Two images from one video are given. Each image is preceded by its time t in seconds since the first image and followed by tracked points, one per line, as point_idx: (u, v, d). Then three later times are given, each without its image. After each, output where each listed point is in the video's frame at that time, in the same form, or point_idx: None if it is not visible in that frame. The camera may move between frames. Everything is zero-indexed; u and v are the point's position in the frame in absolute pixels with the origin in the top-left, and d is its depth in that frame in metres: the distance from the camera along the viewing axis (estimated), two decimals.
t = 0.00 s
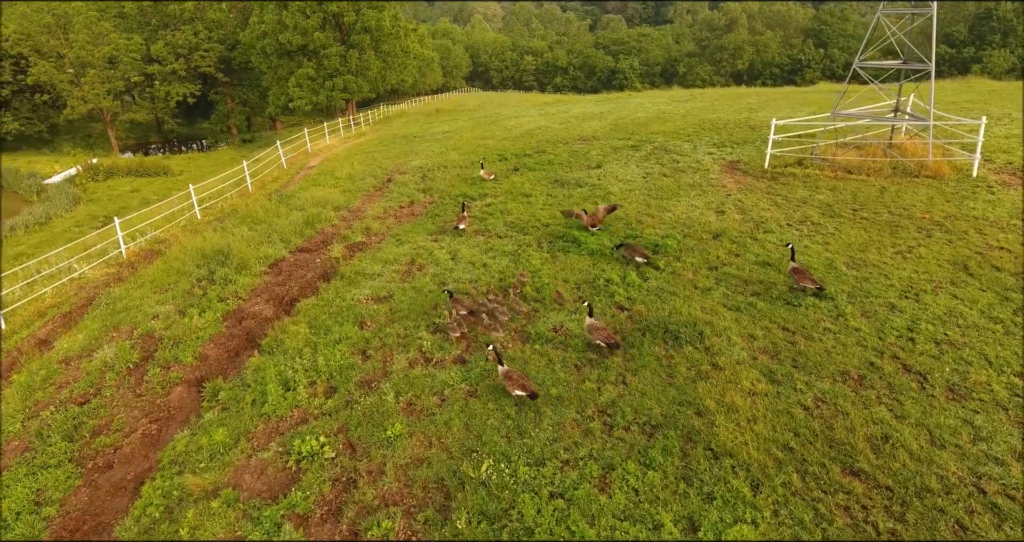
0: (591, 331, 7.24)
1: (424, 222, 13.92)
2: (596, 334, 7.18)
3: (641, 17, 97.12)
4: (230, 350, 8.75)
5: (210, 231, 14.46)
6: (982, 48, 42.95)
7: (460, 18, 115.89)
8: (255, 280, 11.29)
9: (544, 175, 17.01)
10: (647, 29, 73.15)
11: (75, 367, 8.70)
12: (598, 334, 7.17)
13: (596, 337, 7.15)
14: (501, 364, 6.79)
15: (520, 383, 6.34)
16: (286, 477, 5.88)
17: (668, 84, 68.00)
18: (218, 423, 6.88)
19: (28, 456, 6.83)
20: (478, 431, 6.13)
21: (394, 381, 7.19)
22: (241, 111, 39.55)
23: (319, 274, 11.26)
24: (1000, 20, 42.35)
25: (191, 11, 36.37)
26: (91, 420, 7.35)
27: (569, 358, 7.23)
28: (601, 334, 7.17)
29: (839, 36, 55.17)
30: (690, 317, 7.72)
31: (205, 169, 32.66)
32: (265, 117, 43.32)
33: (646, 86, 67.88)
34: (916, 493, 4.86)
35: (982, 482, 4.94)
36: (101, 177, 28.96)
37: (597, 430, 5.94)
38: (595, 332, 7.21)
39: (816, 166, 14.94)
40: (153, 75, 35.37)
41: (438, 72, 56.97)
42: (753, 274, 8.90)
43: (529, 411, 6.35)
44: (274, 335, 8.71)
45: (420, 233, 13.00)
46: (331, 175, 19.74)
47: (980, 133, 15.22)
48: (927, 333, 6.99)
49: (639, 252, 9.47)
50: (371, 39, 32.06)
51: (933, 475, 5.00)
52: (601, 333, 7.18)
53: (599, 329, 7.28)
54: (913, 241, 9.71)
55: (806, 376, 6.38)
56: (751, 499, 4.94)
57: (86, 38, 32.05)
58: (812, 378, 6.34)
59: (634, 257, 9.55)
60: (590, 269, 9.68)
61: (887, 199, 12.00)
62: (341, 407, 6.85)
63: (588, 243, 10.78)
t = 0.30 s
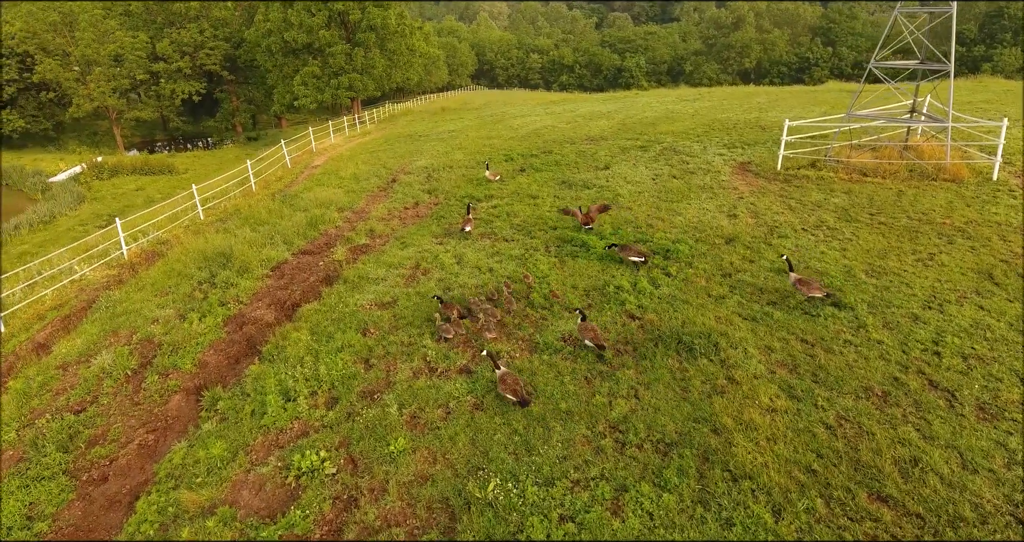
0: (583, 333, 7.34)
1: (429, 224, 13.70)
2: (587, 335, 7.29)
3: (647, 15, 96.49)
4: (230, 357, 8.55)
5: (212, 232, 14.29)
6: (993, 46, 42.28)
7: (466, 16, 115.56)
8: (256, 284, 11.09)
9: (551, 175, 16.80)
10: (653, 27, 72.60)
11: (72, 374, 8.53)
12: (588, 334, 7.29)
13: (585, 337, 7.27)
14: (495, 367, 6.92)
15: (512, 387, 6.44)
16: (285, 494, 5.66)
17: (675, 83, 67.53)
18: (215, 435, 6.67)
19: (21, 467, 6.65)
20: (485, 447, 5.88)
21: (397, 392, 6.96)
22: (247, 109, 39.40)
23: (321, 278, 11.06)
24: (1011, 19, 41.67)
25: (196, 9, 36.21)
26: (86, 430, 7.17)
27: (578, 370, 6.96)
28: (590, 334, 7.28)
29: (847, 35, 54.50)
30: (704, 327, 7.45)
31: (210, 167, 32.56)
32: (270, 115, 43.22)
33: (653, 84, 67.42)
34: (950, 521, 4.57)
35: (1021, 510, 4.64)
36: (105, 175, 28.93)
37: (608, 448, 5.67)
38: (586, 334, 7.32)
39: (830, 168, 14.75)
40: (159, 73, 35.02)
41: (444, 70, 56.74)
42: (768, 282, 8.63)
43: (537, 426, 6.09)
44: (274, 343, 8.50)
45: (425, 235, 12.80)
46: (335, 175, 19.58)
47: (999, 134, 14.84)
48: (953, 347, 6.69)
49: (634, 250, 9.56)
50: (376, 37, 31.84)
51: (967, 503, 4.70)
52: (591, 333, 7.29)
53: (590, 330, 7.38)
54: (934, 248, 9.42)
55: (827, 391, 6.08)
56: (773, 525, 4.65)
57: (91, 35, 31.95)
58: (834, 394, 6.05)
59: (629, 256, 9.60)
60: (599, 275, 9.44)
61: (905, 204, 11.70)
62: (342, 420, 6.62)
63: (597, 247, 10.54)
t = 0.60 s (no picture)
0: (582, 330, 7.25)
1: (432, 222, 13.44)
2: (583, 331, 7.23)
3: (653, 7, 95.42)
4: (228, 361, 8.33)
5: (212, 229, 14.07)
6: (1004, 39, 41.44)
7: (470, 8, 114.59)
8: (256, 283, 10.87)
9: (557, 172, 16.49)
10: (659, 19, 71.77)
11: (67, 377, 8.34)
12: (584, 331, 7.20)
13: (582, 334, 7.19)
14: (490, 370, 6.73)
15: (507, 389, 6.26)
16: (283, 510, 5.43)
17: (680, 76, 66.85)
18: (211, 445, 6.45)
19: (13, 476, 6.48)
20: (490, 463, 5.63)
21: (399, 401, 6.71)
22: (250, 103, 38.98)
23: (322, 279, 10.82)
24: None
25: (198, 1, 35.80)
26: (80, 438, 6.97)
27: (587, 380, 6.69)
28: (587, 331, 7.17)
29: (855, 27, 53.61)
30: (718, 334, 7.17)
31: (212, 161, 32.34)
32: (273, 108, 42.90)
33: (658, 77, 66.75)
34: None
35: None
36: (107, 169, 28.74)
37: (620, 464, 5.41)
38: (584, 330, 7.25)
39: (843, 166, 14.40)
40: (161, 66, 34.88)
41: (447, 63, 56.22)
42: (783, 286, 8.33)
43: (545, 439, 5.82)
44: (273, 347, 8.27)
45: (428, 234, 12.55)
46: (338, 170, 19.33)
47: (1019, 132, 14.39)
48: (981, 358, 6.38)
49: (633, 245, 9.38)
50: (379, 30, 31.43)
51: (1006, 532, 4.41)
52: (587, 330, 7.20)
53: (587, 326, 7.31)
54: (955, 252, 9.07)
55: (849, 406, 5.79)
56: None
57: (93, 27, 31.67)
58: (858, 409, 5.75)
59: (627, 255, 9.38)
60: (607, 278, 9.17)
61: (923, 204, 11.35)
62: (342, 430, 6.38)
63: (605, 248, 10.25)
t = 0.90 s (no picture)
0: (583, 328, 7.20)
1: (435, 221, 13.13)
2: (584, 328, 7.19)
3: None
4: (224, 368, 8.08)
5: (211, 227, 13.79)
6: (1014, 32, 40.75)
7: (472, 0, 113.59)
8: (254, 285, 10.60)
9: (562, 169, 16.15)
10: (663, 12, 70.97)
11: (59, 383, 8.10)
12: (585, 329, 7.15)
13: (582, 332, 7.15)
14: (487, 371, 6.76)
15: (502, 388, 6.29)
16: (278, 530, 5.17)
17: (684, 69, 66.11)
18: (204, 459, 6.19)
19: None
20: (496, 482, 5.35)
21: (400, 413, 6.44)
22: (250, 96, 38.67)
23: (322, 280, 10.55)
24: None
25: None
26: (70, 449, 6.73)
27: (596, 392, 6.40)
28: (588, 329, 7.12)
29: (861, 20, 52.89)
30: (734, 344, 6.85)
31: (212, 155, 32.01)
32: (274, 102, 42.53)
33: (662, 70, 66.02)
34: None
35: None
36: (106, 164, 28.44)
37: (633, 485, 5.13)
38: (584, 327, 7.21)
39: (857, 164, 14.02)
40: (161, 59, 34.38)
41: (449, 56, 55.69)
42: (799, 292, 8.02)
43: (553, 457, 5.54)
44: (269, 354, 8.00)
45: (431, 234, 12.24)
46: (338, 166, 19.01)
47: None
48: (1011, 372, 6.07)
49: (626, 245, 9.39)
50: (381, 23, 31.01)
51: None
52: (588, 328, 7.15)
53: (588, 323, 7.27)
54: (977, 257, 8.75)
55: (874, 424, 5.49)
56: None
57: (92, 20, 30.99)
58: (883, 427, 5.45)
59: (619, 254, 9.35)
60: (615, 281, 8.87)
61: (942, 205, 10.99)
62: (341, 444, 6.12)
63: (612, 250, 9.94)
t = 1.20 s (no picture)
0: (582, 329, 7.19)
1: (437, 220, 12.76)
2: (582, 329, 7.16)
3: None
4: (217, 378, 7.77)
5: (208, 226, 13.44)
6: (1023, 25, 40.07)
7: None
8: (250, 288, 10.26)
9: (567, 166, 15.75)
10: (667, 3, 70.20)
11: (46, 394, 7.78)
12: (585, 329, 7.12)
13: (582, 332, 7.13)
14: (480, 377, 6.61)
15: (492, 397, 6.12)
16: None
17: (688, 61, 65.29)
18: (194, 479, 5.86)
19: None
20: (502, 510, 5.01)
21: (401, 431, 6.11)
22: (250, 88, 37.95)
23: (320, 284, 10.21)
24: None
25: None
26: (56, 466, 6.43)
27: (608, 410, 6.05)
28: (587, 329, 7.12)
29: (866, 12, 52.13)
30: (753, 359, 6.49)
31: (212, 149, 31.59)
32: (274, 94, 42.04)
33: (666, 63, 65.24)
34: None
35: None
36: (105, 158, 28.03)
37: (649, 517, 4.78)
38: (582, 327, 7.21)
39: (873, 162, 13.59)
40: (160, 51, 34.26)
41: (451, 48, 55.05)
42: (819, 301, 7.64)
43: (563, 483, 5.20)
44: (264, 364, 7.67)
45: (433, 234, 11.89)
46: (338, 162, 18.62)
47: None
48: None
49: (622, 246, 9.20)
50: (383, 15, 30.54)
51: None
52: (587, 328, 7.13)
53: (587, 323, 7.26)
54: (1005, 264, 8.37)
55: (907, 450, 5.14)
56: None
57: (91, 13, 30.88)
58: (917, 454, 5.08)
59: (617, 256, 9.15)
60: (625, 288, 8.51)
61: (965, 207, 10.57)
62: (339, 465, 5.80)
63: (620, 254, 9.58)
